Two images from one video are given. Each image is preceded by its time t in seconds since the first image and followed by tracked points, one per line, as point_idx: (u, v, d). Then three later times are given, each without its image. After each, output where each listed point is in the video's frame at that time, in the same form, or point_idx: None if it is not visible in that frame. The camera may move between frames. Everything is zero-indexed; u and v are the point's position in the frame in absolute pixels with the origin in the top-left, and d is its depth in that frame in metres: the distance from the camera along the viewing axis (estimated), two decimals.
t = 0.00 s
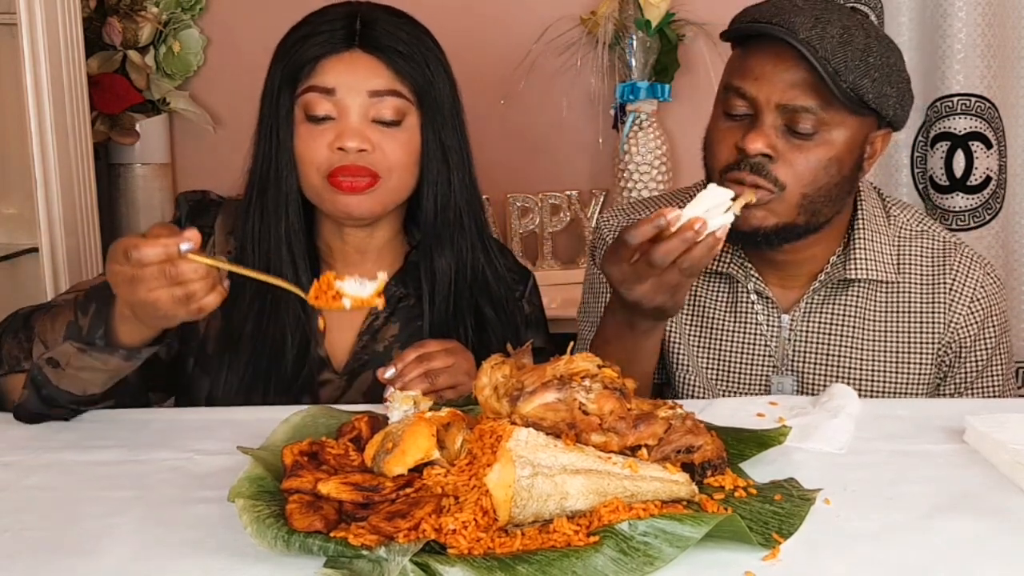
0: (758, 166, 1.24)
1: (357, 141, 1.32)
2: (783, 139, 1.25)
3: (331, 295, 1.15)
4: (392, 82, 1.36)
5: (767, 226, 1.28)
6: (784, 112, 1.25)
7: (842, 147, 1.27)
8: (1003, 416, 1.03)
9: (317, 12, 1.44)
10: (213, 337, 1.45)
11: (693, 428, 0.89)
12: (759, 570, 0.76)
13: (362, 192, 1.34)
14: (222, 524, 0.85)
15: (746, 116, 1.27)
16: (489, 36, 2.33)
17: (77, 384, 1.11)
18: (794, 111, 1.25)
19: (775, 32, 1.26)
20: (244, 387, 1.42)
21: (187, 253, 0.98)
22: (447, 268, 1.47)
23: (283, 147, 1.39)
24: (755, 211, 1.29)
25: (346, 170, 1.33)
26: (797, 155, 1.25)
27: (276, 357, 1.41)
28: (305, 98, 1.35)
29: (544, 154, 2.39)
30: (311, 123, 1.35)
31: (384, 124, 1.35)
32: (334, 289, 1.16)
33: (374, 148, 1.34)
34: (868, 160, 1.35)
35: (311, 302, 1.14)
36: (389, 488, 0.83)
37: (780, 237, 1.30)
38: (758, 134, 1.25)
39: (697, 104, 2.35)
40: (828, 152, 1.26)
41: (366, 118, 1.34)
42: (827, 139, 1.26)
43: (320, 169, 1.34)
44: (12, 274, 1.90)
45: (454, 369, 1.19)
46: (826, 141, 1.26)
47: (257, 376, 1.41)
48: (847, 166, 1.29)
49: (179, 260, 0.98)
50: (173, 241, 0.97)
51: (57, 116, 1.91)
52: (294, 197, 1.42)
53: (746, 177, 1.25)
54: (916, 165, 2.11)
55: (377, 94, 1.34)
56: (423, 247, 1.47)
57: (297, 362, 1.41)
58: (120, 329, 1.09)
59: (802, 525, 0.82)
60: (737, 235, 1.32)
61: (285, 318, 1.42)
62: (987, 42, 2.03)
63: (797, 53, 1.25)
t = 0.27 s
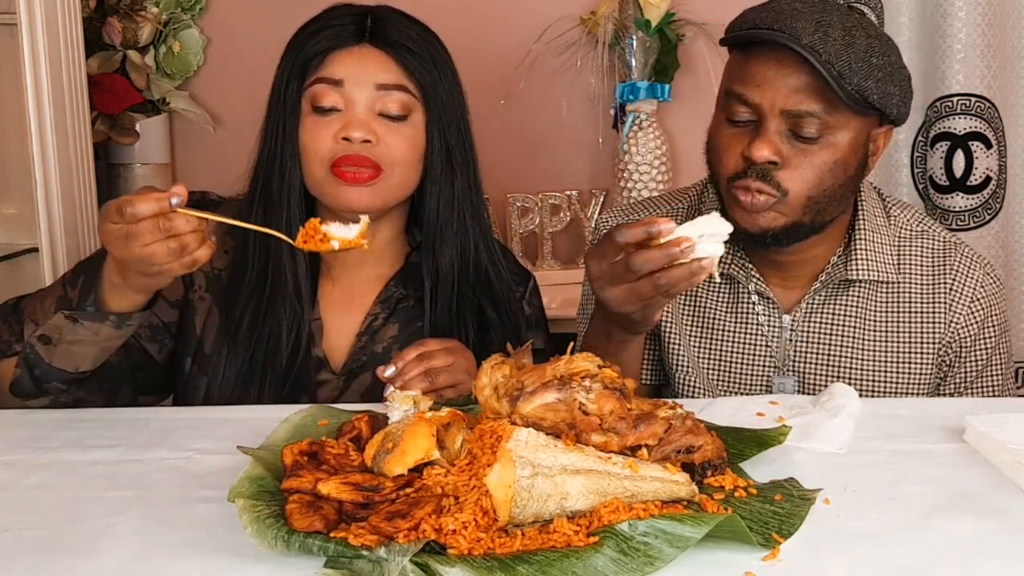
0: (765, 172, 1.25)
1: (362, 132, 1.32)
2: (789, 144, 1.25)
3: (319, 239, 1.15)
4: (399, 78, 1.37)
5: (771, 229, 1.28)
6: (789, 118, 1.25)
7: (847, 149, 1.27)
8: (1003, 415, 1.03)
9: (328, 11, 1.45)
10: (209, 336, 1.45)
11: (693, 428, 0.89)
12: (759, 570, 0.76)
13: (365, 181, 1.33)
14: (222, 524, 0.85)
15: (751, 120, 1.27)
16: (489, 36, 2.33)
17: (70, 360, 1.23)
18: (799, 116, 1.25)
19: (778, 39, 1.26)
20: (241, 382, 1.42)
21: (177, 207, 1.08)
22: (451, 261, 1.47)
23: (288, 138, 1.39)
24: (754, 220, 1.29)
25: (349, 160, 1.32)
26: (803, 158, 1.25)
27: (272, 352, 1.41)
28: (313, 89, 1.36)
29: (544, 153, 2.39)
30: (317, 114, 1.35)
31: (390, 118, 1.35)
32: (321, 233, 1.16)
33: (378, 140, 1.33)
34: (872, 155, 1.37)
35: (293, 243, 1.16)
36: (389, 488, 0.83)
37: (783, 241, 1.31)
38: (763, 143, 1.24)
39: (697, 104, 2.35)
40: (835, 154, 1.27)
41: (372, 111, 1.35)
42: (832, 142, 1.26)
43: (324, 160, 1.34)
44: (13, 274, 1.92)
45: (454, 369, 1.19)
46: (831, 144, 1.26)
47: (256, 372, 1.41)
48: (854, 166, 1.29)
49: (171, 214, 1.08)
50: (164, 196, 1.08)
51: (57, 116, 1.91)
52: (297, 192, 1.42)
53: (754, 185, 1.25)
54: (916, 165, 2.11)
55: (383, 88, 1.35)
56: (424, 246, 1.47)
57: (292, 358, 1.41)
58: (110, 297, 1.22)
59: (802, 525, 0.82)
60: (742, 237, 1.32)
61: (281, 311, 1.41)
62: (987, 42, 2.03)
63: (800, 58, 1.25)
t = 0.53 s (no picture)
0: (774, 177, 1.26)
1: (356, 131, 1.32)
2: (792, 144, 1.26)
3: (307, 212, 1.27)
4: (397, 78, 1.37)
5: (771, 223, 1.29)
6: (791, 118, 1.25)
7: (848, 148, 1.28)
8: (1003, 415, 1.03)
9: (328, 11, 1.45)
10: (203, 338, 1.45)
11: (693, 428, 0.89)
12: (759, 571, 0.76)
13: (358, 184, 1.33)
14: (222, 524, 0.85)
15: (753, 121, 1.27)
16: (489, 36, 2.33)
17: (69, 356, 1.25)
18: (800, 117, 1.25)
19: (779, 41, 1.25)
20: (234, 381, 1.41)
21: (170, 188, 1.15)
22: (445, 263, 1.48)
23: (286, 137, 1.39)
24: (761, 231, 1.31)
25: (343, 159, 1.32)
26: (806, 159, 1.26)
27: (266, 351, 1.40)
28: (311, 88, 1.36)
29: (543, 153, 2.39)
30: (314, 113, 1.35)
31: (386, 119, 1.36)
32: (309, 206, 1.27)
33: (372, 140, 1.34)
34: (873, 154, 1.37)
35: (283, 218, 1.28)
36: (389, 488, 0.83)
37: (792, 243, 1.32)
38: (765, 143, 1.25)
39: (697, 104, 2.35)
40: (838, 153, 1.27)
41: (368, 111, 1.35)
42: (834, 142, 1.27)
43: (319, 159, 1.34)
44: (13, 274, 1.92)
45: (454, 369, 1.19)
46: (833, 143, 1.27)
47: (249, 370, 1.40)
48: (858, 164, 1.30)
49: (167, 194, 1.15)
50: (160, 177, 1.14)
51: (57, 116, 1.91)
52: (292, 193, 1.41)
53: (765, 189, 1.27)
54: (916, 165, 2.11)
55: (380, 88, 1.35)
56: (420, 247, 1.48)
57: (286, 357, 1.40)
58: (104, 285, 1.25)
59: (802, 525, 0.82)
60: (752, 244, 1.34)
61: (275, 310, 1.42)
62: (987, 42, 2.03)
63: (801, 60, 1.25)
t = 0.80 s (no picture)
0: (770, 176, 1.25)
1: (339, 135, 1.32)
2: (788, 146, 1.25)
3: (298, 202, 1.30)
4: (383, 80, 1.37)
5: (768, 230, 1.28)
6: (787, 119, 1.25)
7: (847, 148, 1.28)
8: (1003, 415, 1.03)
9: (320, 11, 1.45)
10: (198, 339, 1.45)
11: (692, 428, 0.89)
12: (759, 570, 0.76)
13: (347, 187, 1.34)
14: (222, 524, 0.85)
15: (749, 124, 1.27)
16: (489, 37, 2.33)
17: (77, 362, 1.30)
18: (797, 118, 1.25)
19: (771, 43, 1.25)
20: (233, 383, 1.42)
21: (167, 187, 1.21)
22: (438, 269, 1.47)
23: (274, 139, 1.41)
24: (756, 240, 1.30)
25: (327, 163, 1.33)
26: (802, 161, 1.25)
27: (264, 352, 1.41)
28: (299, 90, 1.36)
29: (543, 153, 2.39)
30: (300, 116, 1.35)
31: (371, 122, 1.35)
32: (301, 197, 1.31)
33: (356, 144, 1.33)
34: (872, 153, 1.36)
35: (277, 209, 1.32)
36: (389, 488, 0.83)
37: (787, 245, 1.31)
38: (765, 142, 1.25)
39: (697, 104, 2.35)
40: (836, 154, 1.27)
41: (352, 113, 1.34)
42: (832, 142, 1.26)
43: (305, 164, 1.35)
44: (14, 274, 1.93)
45: (454, 369, 1.19)
46: (832, 143, 1.26)
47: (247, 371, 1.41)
48: (856, 165, 1.30)
49: (163, 192, 1.20)
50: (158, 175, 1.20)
51: (57, 116, 1.91)
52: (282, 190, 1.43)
53: (759, 190, 1.26)
54: (916, 165, 2.11)
55: (365, 91, 1.35)
56: (415, 247, 1.47)
57: (283, 356, 1.40)
58: (103, 288, 1.29)
59: (802, 525, 0.82)
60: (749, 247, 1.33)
61: (271, 311, 1.42)
62: (987, 42, 2.03)
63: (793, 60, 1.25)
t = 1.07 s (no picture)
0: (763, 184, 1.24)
1: (330, 140, 1.33)
2: (769, 155, 1.24)
3: (290, 205, 1.30)
4: (374, 83, 1.37)
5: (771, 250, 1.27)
6: (766, 132, 1.24)
7: (847, 147, 1.27)
8: (1003, 415, 1.03)
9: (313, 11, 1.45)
10: (196, 342, 1.45)
11: (693, 428, 0.89)
12: (759, 570, 0.76)
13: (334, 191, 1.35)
14: (222, 524, 0.85)
15: (729, 140, 1.26)
16: (489, 37, 2.34)
17: (79, 371, 1.30)
18: (775, 130, 1.23)
19: (739, 59, 1.23)
20: (232, 385, 1.41)
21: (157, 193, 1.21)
22: (435, 270, 1.46)
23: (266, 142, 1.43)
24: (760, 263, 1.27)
25: (317, 168, 1.33)
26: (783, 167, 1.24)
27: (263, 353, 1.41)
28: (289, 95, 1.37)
29: (543, 153, 2.39)
30: (293, 120, 1.36)
31: (361, 125, 1.35)
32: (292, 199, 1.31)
33: (346, 148, 1.34)
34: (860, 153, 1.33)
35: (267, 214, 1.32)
36: (389, 488, 0.83)
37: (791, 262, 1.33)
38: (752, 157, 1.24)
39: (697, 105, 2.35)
40: (821, 159, 1.25)
41: (342, 118, 1.35)
42: (815, 149, 1.25)
43: (298, 167, 1.35)
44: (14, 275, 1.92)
45: (454, 369, 1.20)
46: (815, 150, 1.25)
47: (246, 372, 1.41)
48: (843, 169, 1.28)
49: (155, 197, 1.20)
50: (148, 182, 1.20)
51: (57, 116, 1.91)
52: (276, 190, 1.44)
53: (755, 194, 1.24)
54: (916, 165, 2.11)
55: (355, 94, 1.36)
56: (412, 247, 1.46)
57: (281, 356, 1.41)
58: (98, 294, 1.29)
59: (802, 524, 0.82)
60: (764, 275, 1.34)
61: (268, 312, 1.43)
62: (987, 42, 2.03)
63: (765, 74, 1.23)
